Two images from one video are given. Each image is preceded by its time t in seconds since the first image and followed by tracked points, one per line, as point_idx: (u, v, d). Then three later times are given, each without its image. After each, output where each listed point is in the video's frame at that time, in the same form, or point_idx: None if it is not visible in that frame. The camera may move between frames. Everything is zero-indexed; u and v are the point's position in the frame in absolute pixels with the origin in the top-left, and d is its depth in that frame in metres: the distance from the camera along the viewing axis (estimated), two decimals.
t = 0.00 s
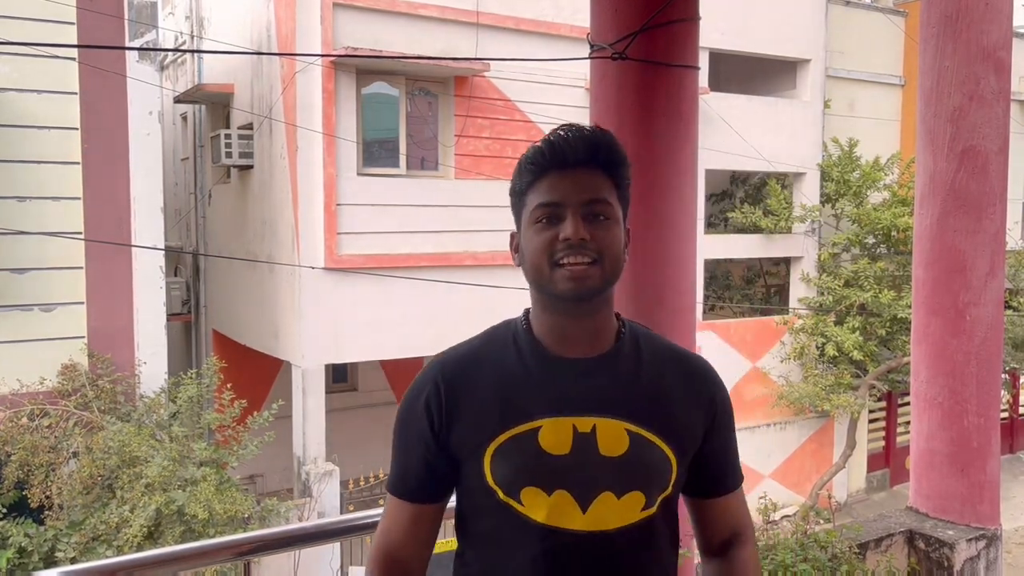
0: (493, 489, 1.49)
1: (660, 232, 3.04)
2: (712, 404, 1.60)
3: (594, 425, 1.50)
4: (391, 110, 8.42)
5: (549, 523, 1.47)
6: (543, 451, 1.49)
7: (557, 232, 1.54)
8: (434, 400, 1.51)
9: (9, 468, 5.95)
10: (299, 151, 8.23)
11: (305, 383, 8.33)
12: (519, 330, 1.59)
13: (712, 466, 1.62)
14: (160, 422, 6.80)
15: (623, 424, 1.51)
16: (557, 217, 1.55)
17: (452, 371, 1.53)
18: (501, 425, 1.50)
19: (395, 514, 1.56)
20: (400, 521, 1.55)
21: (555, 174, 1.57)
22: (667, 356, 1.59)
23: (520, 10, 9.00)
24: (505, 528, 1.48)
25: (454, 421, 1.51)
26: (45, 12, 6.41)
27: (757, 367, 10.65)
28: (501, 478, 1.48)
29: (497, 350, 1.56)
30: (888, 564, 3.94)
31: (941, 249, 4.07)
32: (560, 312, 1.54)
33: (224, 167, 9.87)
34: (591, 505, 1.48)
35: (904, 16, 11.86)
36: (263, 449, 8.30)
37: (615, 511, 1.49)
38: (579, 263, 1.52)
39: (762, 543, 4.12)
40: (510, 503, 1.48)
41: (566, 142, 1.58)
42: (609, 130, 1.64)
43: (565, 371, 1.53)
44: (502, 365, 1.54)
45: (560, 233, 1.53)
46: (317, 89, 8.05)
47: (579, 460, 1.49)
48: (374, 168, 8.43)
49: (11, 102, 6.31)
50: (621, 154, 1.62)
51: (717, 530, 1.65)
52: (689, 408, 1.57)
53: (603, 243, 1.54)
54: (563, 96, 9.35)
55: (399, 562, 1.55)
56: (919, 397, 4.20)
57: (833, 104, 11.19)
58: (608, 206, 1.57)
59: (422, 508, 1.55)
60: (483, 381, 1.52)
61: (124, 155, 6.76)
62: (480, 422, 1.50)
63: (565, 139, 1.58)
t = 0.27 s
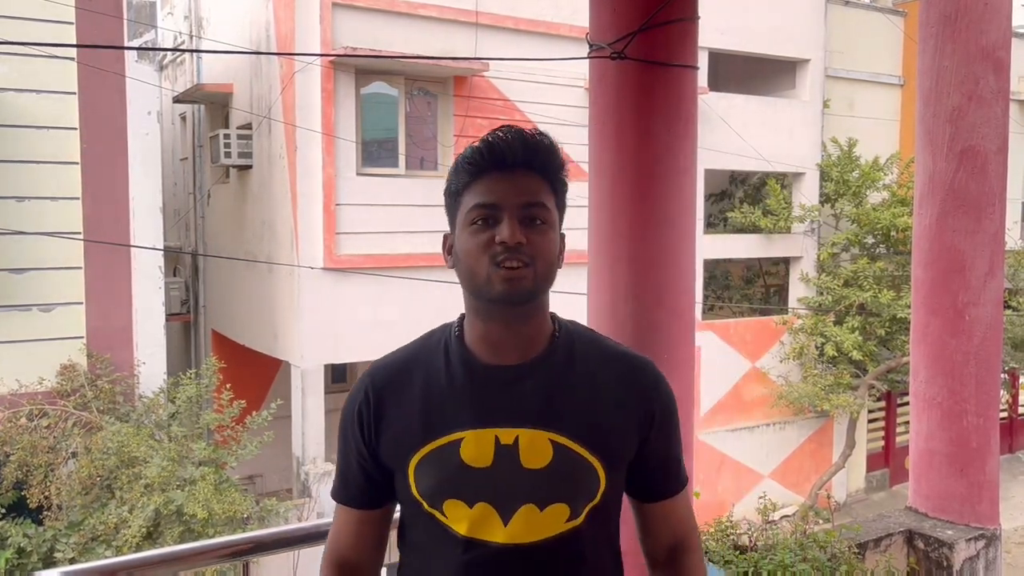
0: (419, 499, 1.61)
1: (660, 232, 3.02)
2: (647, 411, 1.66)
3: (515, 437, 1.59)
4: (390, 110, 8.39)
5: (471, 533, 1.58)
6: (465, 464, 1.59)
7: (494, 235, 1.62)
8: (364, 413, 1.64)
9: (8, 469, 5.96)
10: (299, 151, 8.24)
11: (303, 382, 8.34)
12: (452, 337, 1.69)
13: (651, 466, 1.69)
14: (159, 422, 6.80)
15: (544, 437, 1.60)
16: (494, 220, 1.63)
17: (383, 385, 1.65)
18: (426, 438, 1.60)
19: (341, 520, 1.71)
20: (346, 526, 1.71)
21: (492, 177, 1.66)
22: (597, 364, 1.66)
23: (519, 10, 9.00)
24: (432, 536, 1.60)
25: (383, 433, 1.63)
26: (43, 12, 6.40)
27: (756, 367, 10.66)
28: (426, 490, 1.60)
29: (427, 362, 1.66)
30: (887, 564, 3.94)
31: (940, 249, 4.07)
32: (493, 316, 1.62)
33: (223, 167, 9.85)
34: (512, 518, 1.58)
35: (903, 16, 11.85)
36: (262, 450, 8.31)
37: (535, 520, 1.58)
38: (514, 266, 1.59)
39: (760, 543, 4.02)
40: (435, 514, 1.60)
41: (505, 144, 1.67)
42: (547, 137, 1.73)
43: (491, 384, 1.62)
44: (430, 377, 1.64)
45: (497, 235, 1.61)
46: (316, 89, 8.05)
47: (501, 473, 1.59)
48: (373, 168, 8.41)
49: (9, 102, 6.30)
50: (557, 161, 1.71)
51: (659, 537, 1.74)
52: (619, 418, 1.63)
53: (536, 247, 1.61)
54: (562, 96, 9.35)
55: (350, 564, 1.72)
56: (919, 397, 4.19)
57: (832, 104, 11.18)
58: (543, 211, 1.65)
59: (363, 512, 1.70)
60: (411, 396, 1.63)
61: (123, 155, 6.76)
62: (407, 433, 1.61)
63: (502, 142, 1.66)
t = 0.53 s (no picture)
0: (401, 503, 1.59)
1: (659, 232, 3.02)
2: (629, 413, 1.69)
3: (502, 439, 1.60)
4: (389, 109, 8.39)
5: (456, 538, 1.57)
6: (450, 467, 1.58)
7: (477, 236, 1.62)
8: (344, 417, 1.62)
9: (7, 469, 5.95)
10: (297, 151, 8.24)
11: (302, 383, 8.39)
12: (431, 338, 1.69)
13: (632, 468, 1.72)
14: (158, 422, 6.80)
15: (530, 439, 1.60)
16: (476, 221, 1.64)
17: (363, 387, 1.63)
18: (409, 440, 1.60)
19: (304, 521, 1.67)
20: (311, 525, 1.67)
21: (475, 176, 1.67)
22: (578, 366, 1.68)
23: (518, 10, 8.99)
24: (415, 540, 1.59)
25: (363, 436, 1.61)
26: (42, 12, 6.40)
27: (755, 367, 10.67)
28: (409, 494, 1.58)
29: (407, 364, 1.66)
30: (885, 564, 3.94)
31: (939, 249, 4.07)
32: (475, 316, 1.64)
33: (221, 167, 9.85)
34: (498, 521, 1.57)
35: (901, 16, 11.85)
36: (261, 450, 8.31)
37: (520, 524, 1.58)
38: (497, 269, 1.61)
39: (759, 542, 3.95)
40: (420, 518, 1.58)
41: (489, 142, 1.67)
42: (531, 134, 1.74)
43: (475, 386, 1.62)
44: (412, 380, 1.64)
45: (481, 237, 1.62)
46: (314, 89, 8.05)
47: (487, 475, 1.59)
48: (372, 168, 8.41)
49: (8, 102, 6.30)
50: (541, 160, 1.72)
51: (643, 525, 1.76)
52: (602, 420, 1.66)
53: (520, 248, 1.62)
54: (560, 96, 9.35)
55: (316, 563, 1.69)
56: (918, 397, 4.20)
57: (831, 104, 11.19)
58: (526, 212, 1.66)
59: (334, 515, 1.67)
60: (393, 399, 1.62)
61: (122, 155, 6.75)
62: (388, 434, 1.60)
63: (486, 141, 1.67)
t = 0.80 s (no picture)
0: (403, 497, 1.59)
1: (657, 231, 3.01)
2: (634, 414, 1.70)
3: (507, 433, 1.61)
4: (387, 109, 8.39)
5: (459, 532, 1.57)
6: (455, 461, 1.60)
7: (488, 236, 1.64)
8: (348, 411, 1.62)
9: (4, 470, 5.95)
10: (296, 152, 8.23)
11: (301, 383, 8.39)
12: (436, 338, 1.70)
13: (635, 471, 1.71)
14: (156, 423, 6.78)
15: (535, 434, 1.62)
16: (487, 221, 1.66)
17: (368, 382, 1.64)
18: (413, 435, 1.60)
19: (312, 520, 1.64)
20: (323, 526, 1.63)
21: (486, 177, 1.68)
22: (583, 366, 1.70)
23: (516, 10, 8.98)
24: (417, 536, 1.59)
25: (367, 431, 1.62)
26: (39, 12, 6.38)
27: (754, 367, 10.67)
28: (412, 488, 1.59)
29: (412, 361, 1.67)
30: (884, 564, 3.94)
31: (937, 249, 4.07)
32: (484, 316, 1.65)
33: (219, 167, 9.83)
34: (501, 517, 1.59)
35: (900, 16, 11.85)
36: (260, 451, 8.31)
37: (524, 519, 1.59)
38: (508, 269, 1.62)
39: (757, 543, 3.97)
40: (422, 514, 1.58)
41: (501, 144, 1.69)
42: (542, 135, 1.76)
43: (480, 383, 1.64)
44: (417, 376, 1.65)
45: (491, 237, 1.63)
46: (313, 89, 8.05)
47: (491, 469, 1.60)
48: (370, 168, 8.42)
49: (5, 103, 6.29)
50: (552, 163, 1.74)
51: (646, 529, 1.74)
52: (606, 419, 1.67)
53: (530, 248, 1.64)
54: (559, 96, 9.35)
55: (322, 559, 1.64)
56: (915, 397, 4.21)
57: (830, 104, 11.19)
58: (536, 213, 1.68)
59: (344, 519, 1.64)
60: (398, 394, 1.63)
61: (120, 155, 6.75)
62: (393, 428, 1.61)
63: (498, 140, 1.69)
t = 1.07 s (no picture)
0: (412, 498, 1.58)
1: (654, 231, 3.01)
2: (642, 417, 1.71)
3: (517, 434, 1.61)
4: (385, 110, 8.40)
5: (469, 533, 1.57)
6: (465, 460, 1.59)
7: (498, 238, 1.64)
8: (356, 409, 1.61)
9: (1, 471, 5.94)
10: (293, 152, 8.23)
11: (299, 383, 8.38)
12: (444, 338, 1.70)
13: (643, 475, 1.72)
14: (154, 423, 6.77)
15: (545, 434, 1.62)
16: (497, 223, 1.66)
17: (376, 381, 1.63)
18: (423, 435, 1.60)
19: (310, 515, 1.62)
20: (319, 520, 1.62)
21: (496, 178, 1.68)
22: (592, 368, 1.71)
23: (514, 10, 8.98)
24: (426, 537, 1.58)
25: (376, 430, 1.61)
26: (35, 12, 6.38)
27: (751, 367, 10.68)
28: (421, 489, 1.58)
29: (421, 361, 1.67)
30: (881, 563, 3.95)
31: (935, 249, 4.07)
32: (493, 317, 1.65)
33: (217, 167, 9.82)
34: (512, 518, 1.59)
35: (897, 16, 11.86)
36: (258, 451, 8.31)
37: (534, 521, 1.59)
38: (518, 271, 1.62)
39: (754, 543, 4.06)
40: (431, 515, 1.58)
41: (511, 145, 1.70)
42: (553, 135, 1.76)
43: (490, 383, 1.64)
44: (426, 375, 1.65)
45: (502, 238, 1.63)
46: (310, 89, 8.04)
47: (502, 469, 1.60)
48: (368, 168, 8.42)
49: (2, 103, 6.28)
50: (562, 165, 1.75)
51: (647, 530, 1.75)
52: (616, 421, 1.68)
53: (540, 250, 1.65)
54: (557, 96, 9.35)
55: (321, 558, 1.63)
56: (913, 396, 4.21)
57: (827, 104, 11.19)
58: (547, 215, 1.69)
59: (345, 515, 1.63)
60: (408, 393, 1.63)
61: (117, 155, 6.74)
62: (402, 428, 1.60)
63: (509, 142, 1.70)
